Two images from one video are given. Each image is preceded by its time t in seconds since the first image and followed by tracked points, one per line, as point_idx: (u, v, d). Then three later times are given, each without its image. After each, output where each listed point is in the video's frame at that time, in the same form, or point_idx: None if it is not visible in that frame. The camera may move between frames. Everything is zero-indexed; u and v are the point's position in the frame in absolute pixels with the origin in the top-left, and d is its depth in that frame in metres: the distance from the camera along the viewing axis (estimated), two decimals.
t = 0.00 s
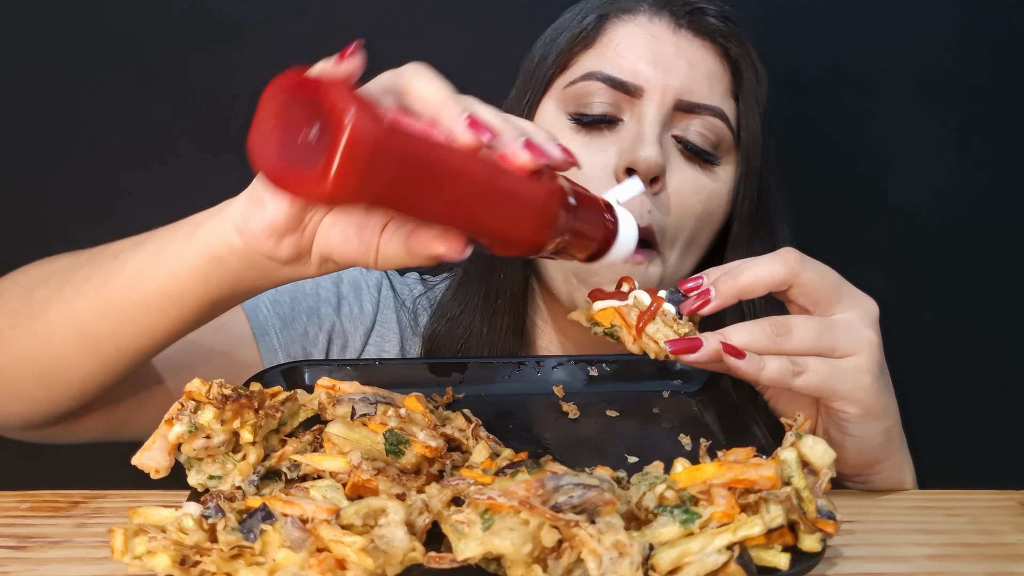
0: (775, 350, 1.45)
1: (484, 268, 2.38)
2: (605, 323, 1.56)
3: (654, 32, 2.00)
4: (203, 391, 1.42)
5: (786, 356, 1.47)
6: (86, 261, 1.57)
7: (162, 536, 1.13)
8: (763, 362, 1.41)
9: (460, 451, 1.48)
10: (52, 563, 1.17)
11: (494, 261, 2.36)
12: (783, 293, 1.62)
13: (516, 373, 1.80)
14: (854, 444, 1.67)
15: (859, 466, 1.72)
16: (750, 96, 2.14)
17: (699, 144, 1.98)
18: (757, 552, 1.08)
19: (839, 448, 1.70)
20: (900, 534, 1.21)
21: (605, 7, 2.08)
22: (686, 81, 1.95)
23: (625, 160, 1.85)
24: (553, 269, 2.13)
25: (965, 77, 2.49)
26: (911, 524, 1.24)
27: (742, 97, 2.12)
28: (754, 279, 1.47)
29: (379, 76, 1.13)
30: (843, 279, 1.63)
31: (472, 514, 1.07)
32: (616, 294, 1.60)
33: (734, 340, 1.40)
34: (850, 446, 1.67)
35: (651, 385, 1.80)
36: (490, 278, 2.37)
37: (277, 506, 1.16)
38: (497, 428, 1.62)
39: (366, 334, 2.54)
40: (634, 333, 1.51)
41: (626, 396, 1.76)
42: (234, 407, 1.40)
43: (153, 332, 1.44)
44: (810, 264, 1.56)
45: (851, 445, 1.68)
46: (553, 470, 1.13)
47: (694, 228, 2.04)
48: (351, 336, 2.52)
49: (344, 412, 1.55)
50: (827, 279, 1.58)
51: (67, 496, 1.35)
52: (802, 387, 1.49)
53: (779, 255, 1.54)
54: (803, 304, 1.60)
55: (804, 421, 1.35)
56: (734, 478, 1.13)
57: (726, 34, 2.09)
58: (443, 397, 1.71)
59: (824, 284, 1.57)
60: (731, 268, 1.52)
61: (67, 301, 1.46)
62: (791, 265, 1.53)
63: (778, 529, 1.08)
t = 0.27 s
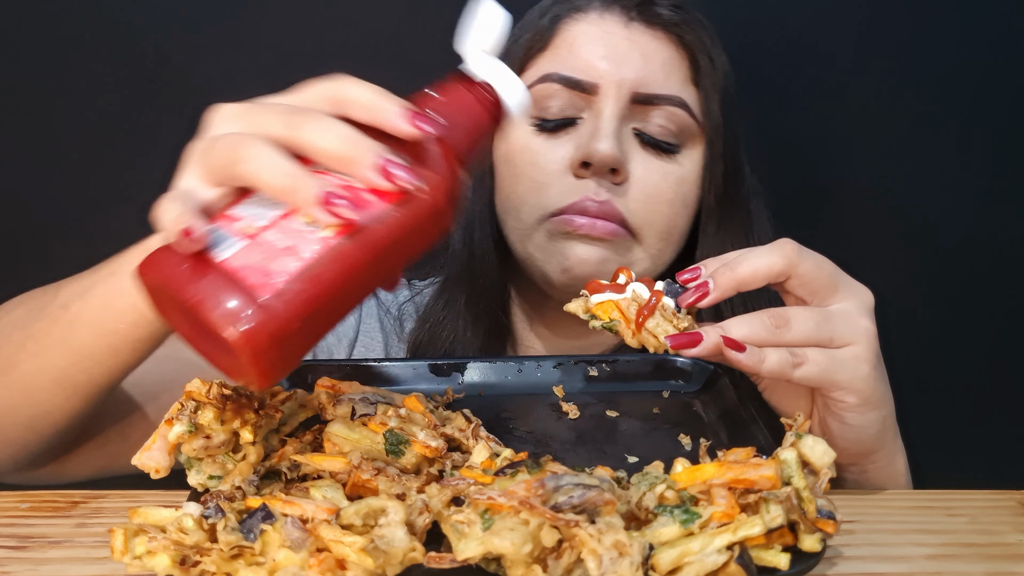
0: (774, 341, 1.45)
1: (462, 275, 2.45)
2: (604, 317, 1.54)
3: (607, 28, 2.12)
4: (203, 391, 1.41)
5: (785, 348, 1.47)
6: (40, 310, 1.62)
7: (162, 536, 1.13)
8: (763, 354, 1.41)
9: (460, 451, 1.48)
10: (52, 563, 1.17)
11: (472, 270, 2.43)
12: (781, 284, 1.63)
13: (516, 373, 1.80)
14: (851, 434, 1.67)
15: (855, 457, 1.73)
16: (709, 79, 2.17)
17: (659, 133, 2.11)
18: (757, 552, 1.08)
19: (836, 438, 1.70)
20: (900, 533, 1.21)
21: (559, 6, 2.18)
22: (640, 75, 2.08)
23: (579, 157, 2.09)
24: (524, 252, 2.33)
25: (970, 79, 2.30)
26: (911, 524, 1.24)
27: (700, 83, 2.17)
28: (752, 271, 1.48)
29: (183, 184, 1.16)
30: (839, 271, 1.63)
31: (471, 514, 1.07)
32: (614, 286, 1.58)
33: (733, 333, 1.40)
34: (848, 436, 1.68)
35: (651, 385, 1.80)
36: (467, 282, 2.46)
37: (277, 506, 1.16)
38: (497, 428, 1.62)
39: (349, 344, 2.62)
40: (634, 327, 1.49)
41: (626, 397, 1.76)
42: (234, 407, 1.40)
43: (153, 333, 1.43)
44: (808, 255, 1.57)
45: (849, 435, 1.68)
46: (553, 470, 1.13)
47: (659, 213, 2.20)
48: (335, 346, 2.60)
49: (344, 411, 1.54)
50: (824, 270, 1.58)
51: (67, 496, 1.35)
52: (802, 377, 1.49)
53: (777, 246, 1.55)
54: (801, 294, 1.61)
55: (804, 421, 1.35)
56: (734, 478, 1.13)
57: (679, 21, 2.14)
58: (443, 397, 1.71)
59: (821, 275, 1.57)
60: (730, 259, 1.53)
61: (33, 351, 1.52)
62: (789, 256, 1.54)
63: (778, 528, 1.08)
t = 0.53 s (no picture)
0: (777, 349, 1.44)
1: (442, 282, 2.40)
2: (604, 321, 1.57)
3: (534, 35, 1.97)
4: (204, 391, 1.41)
5: (787, 356, 1.47)
6: None
7: (162, 536, 1.13)
8: (764, 362, 1.40)
9: (460, 451, 1.48)
10: (52, 563, 1.17)
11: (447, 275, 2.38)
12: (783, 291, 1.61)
13: (517, 373, 1.80)
14: (848, 441, 1.67)
15: (851, 462, 1.73)
16: (652, 68, 1.93)
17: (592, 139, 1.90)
18: (757, 552, 1.08)
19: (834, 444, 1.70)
20: (900, 534, 1.21)
21: (499, 15, 2.12)
22: (565, 79, 1.88)
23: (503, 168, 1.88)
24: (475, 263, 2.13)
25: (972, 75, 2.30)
26: (911, 524, 1.24)
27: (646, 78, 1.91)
28: (755, 277, 1.46)
29: None
30: (842, 278, 1.62)
31: (472, 514, 1.08)
32: (614, 290, 1.61)
33: (735, 340, 1.39)
34: (846, 443, 1.68)
35: (651, 385, 1.80)
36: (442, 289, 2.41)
37: (277, 506, 1.16)
38: (497, 428, 1.62)
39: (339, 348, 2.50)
40: (635, 333, 1.51)
41: (626, 397, 1.76)
42: (234, 407, 1.40)
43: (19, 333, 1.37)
44: (811, 262, 1.55)
45: (846, 442, 1.68)
46: (553, 470, 1.13)
47: (595, 221, 1.91)
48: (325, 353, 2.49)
49: (344, 411, 1.55)
50: (827, 277, 1.56)
51: (68, 496, 1.35)
52: (802, 386, 1.50)
53: (780, 252, 1.53)
54: (803, 302, 1.59)
55: (804, 421, 1.35)
56: (733, 478, 1.13)
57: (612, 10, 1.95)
58: (443, 397, 1.71)
59: (824, 282, 1.55)
60: (733, 264, 1.51)
61: None
62: (792, 263, 1.51)
63: (778, 528, 1.09)
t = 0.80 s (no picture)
0: (776, 358, 1.45)
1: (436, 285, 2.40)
2: (606, 327, 1.59)
3: (517, 38, 1.98)
4: (203, 391, 1.41)
5: (787, 365, 1.47)
6: None
7: (162, 536, 1.12)
8: (764, 372, 1.41)
9: (460, 451, 1.48)
10: (52, 563, 1.17)
11: (441, 276, 2.39)
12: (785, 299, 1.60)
13: (517, 373, 1.80)
14: (848, 449, 1.67)
15: (850, 470, 1.72)
16: (634, 66, 1.94)
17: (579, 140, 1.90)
18: (757, 552, 1.08)
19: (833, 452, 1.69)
20: (900, 534, 1.21)
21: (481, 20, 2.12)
22: (549, 81, 1.88)
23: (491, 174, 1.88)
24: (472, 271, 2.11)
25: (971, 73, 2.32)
26: (911, 524, 1.24)
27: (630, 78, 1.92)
28: (758, 285, 1.45)
29: None
30: (846, 287, 1.60)
31: (472, 514, 1.08)
32: (617, 295, 1.62)
33: (735, 349, 1.40)
34: (845, 451, 1.67)
35: (650, 385, 1.80)
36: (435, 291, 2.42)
37: (277, 506, 1.16)
38: (497, 428, 1.62)
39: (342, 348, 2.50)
40: (635, 338, 1.53)
41: (626, 397, 1.76)
42: (233, 407, 1.40)
43: None
44: (815, 271, 1.53)
45: (846, 450, 1.68)
46: (553, 470, 1.13)
47: (587, 223, 1.90)
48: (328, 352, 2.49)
49: (344, 411, 1.55)
50: (830, 286, 1.55)
51: (68, 496, 1.35)
52: (802, 396, 1.50)
53: (784, 261, 1.52)
54: (805, 310, 1.58)
55: (804, 421, 1.35)
56: (734, 478, 1.12)
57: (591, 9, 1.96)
58: (443, 397, 1.71)
59: (827, 291, 1.54)
60: (736, 271, 1.51)
61: None
62: (795, 272, 1.50)
63: (778, 528, 1.09)
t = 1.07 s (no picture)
0: (781, 365, 1.45)
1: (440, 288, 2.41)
2: (610, 332, 1.59)
3: (522, 41, 1.97)
4: (204, 391, 1.41)
5: (791, 372, 1.47)
6: None
7: (162, 536, 1.12)
8: (768, 379, 1.41)
9: (460, 451, 1.48)
10: (52, 563, 1.17)
11: (445, 279, 2.39)
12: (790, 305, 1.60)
13: (517, 373, 1.80)
14: (850, 455, 1.67)
15: (854, 475, 1.72)
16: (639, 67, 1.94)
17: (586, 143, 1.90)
18: (757, 552, 1.08)
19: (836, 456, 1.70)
20: (900, 534, 1.21)
21: (484, 22, 2.12)
22: (554, 85, 1.88)
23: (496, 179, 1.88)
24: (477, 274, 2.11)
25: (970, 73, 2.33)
26: (911, 524, 1.24)
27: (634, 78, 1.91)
28: (763, 291, 1.45)
29: None
30: (851, 294, 1.60)
31: (472, 514, 1.08)
32: (622, 300, 1.61)
33: (739, 357, 1.41)
34: (848, 456, 1.68)
35: (651, 385, 1.80)
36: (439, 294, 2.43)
37: (277, 506, 1.16)
38: (497, 428, 1.62)
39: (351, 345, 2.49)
40: (640, 345, 1.54)
41: (626, 397, 1.76)
42: (233, 407, 1.40)
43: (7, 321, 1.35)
44: (820, 278, 1.53)
45: (849, 455, 1.68)
46: (553, 470, 1.13)
47: (593, 226, 1.90)
48: (337, 349, 2.48)
49: (344, 412, 1.55)
50: (835, 293, 1.55)
51: (68, 496, 1.35)
52: (806, 403, 1.50)
53: (789, 268, 1.51)
54: (810, 317, 1.58)
55: (804, 422, 1.35)
56: (734, 478, 1.12)
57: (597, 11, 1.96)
58: (443, 397, 1.71)
59: (832, 297, 1.55)
60: (741, 277, 1.50)
61: None
62: (800, 279, 1.50)
63: (778, 528, 1.09)
